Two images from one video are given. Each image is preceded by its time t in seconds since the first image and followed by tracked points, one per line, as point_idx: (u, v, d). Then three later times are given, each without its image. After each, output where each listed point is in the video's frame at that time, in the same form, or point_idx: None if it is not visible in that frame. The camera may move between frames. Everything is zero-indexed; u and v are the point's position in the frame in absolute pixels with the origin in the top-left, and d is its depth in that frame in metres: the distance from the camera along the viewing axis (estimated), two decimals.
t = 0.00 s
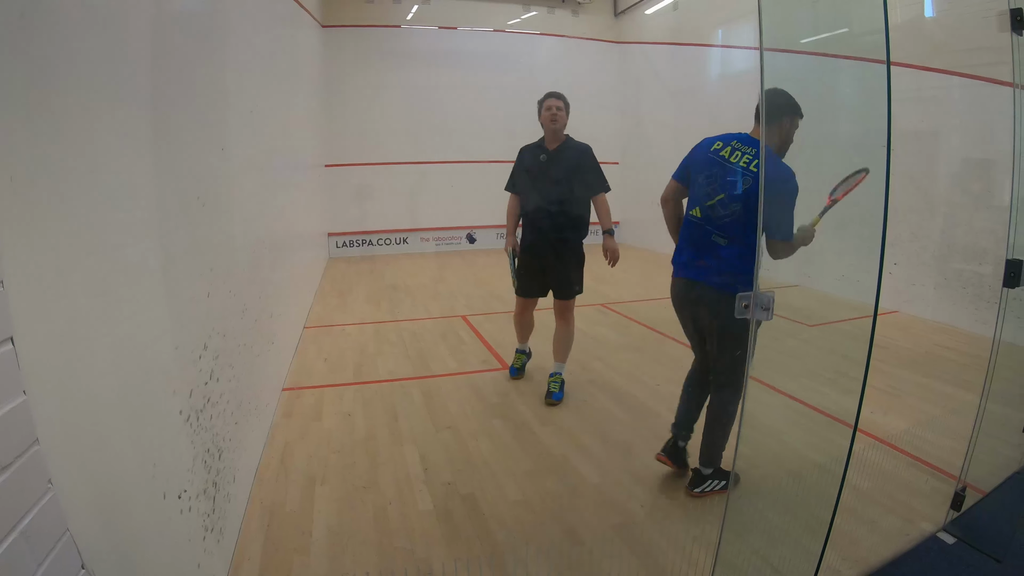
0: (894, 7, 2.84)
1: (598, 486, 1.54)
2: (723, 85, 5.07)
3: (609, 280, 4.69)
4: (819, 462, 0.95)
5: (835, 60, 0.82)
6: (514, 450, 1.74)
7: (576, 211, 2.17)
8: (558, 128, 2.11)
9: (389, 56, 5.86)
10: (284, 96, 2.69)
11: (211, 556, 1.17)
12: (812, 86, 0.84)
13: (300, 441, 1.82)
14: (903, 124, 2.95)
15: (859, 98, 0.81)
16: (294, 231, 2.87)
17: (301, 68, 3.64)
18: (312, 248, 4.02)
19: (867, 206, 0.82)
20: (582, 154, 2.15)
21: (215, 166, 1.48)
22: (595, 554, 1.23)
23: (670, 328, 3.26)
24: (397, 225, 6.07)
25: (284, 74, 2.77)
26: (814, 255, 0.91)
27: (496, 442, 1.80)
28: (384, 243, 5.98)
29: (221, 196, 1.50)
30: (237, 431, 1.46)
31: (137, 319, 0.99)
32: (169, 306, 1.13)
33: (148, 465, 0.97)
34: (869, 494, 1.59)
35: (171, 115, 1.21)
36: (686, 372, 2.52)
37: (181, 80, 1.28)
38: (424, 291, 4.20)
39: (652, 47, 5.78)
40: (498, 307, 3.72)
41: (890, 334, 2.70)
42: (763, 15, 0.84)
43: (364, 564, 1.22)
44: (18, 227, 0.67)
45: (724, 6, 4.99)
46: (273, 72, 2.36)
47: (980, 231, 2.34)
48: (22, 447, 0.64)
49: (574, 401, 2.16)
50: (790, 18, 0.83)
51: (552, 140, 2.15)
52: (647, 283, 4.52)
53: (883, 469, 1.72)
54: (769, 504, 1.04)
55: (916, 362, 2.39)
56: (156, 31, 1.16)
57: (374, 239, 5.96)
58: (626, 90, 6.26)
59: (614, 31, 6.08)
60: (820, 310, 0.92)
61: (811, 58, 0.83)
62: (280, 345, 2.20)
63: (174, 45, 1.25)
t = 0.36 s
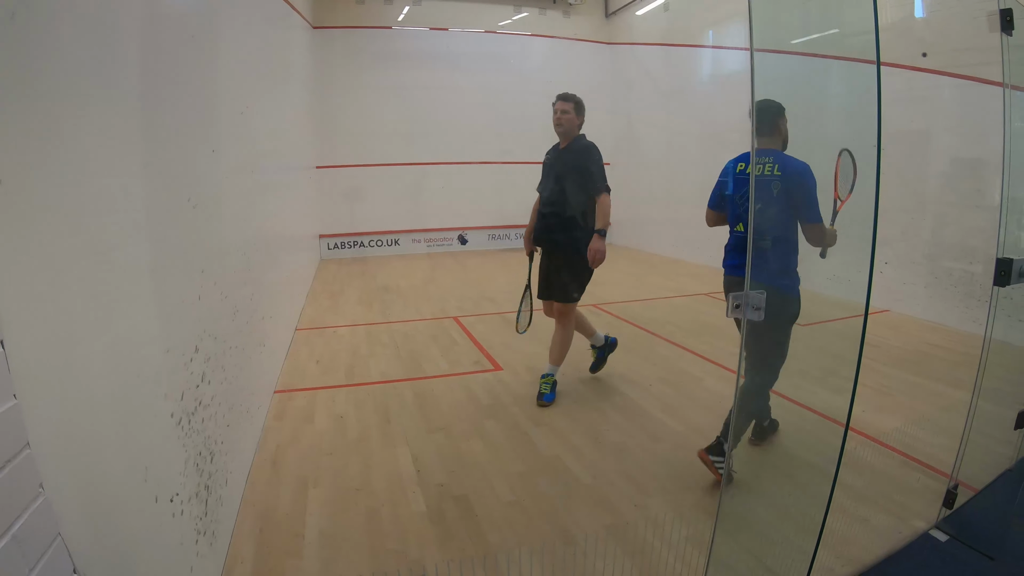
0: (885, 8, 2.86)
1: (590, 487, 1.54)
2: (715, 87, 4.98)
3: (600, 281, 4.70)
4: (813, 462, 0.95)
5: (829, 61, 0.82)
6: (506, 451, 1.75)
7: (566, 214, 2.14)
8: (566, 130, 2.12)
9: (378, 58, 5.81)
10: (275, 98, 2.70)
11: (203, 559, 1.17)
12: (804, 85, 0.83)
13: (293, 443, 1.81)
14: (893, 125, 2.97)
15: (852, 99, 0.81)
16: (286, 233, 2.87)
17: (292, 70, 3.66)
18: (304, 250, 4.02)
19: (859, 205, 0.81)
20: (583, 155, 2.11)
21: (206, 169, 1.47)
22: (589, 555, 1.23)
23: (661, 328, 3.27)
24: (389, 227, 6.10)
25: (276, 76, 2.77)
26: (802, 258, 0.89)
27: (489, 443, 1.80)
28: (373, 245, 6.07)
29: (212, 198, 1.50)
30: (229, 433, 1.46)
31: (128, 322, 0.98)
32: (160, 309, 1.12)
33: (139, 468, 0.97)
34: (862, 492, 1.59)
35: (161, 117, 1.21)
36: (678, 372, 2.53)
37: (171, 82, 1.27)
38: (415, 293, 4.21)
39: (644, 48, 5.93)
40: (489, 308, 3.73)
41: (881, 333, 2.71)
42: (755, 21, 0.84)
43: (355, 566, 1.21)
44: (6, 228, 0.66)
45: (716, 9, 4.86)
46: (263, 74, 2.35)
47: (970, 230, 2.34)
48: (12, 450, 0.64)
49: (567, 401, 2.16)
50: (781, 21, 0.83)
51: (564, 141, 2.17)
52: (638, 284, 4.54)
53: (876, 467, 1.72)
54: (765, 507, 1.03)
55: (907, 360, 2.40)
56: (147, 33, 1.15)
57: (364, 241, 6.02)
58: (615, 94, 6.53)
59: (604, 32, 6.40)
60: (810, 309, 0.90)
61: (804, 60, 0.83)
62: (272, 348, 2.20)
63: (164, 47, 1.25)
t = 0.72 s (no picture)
0: (869, 9, 2.87)
1: (577, 487, 1.54)
2: (697, 87, 5.10)
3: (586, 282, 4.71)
4: (798, 461, 0.92)
5: (812, 61, 0.80)
6: (493, 452, 1.75)
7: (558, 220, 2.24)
8: (565, 143, 2.17)
9: (364, 59, 5.80)
10: (259, 100, 2.69)
11: (190, 564, 1.16)
12: (789, 85, 0.83)
13: (279, 446, 1.80)
14: (876, 125, 3.00)
15: (836, 100, 0.79)
16: (270, 235, 2.85)
17: (277, 71, 3.64)
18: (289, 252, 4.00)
19: (844, 207, 0.80)
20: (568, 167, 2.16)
21: (189, 170, 1.46)
22: (575, 554, 1.23)
23: (647, 328, 3.29)
24: (373, 229, 6.07)
25: (260, 77, 2.76)
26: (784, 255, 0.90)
27: (476, 445, 1.80)
28: (359, 247, 6.03)
29: (195, 200, 1.49)
30: (215, 437, 1.45)
31: (112, 325, 0.98)
32: (144, 312, 1.11)
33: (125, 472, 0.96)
34: (847, 489, 1.61)
35: (145, 119, 1.20)
36: (664, 372, 2.54)
37: (154, 84, 1.26)
38: (401, 294, 4.20)
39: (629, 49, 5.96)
40: (475, 309, 3.74)
41: (865, 331, 2.74)
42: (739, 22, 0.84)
43: (343, 569, 1.21)
44: None
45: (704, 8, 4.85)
46: (246, 75, 2.34)
47: (952, 229, 2.36)
48: None
49: (552, 402, 2.17)
50: (766, 21, 0.83)
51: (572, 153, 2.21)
52: (624, 284, 4.56)
53: (860, 464, 1.74)
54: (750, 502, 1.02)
55: (889, 358, 2.43)
56: (130, 34, 1.14)
57: (349, 242, 5.98)
58: (598, 94, 6.62)
59: (587, 33, 6.47)
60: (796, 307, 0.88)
61: (788, 60, 0.82)
62: (257, 350, 2.19)
63: (146, 48, 1.23)
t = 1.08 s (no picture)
0: (848, 10, 2.90)
1: (561, 487, 1.54)
2: (679, 87, 5.19)
3: (567, 282, 4.71)
4: (780, 457, 0.90)
5: (791, 62, 0.79)
6: (476, 454, 1.75)
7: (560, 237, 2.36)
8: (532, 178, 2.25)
9: (345, 59, 5.80)
10: (240, 101, 2.67)
11: (173, 570, 1.15)
12: (769, 84, 0.82)
13: (261, 450, 1.79)
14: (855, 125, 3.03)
15: (816, 100, 0.76)
16: (250, 237, 2.84)
17: (257, 71, 3.63)
18: (269, 255, 3.98)
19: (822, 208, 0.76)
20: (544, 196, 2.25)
21: (169, 172, 1.45)
22: (559, 555, 1.23)
23: (629, 327, 3.31)
24: (354, 230, 6.05)
25: (240, 78, 2.74)
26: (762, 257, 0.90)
27: (459, 446, 1.80)
28: (340, 248, 6.01)
29: (175, 202, 1.48)
30: (196, 441, 1.44)
31: (91, 329, 0.96)
32: (123, 316, 1.10)
33: (105, 477, 0.94)
34: (828, 486, 1.62)
35: (124, 119, 1.18)
36: (646, 371, 2.55)
37: (134, 84, 1.25)
38: (381, 296, 4.20)
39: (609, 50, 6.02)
40: (456, 311, 3.74)
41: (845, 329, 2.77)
42: (722, 24, 0.86)
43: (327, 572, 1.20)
44: None
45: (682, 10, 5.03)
46: (226, 76, 2.33)
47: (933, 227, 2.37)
48: None
49: (535, 403, 2.17)
50: (748, 22, 0.84)
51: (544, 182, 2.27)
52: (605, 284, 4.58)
53: (841, 461, 1.76)
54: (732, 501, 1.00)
55: (868, 355, 2.45)
56: (110, 35, 1.13)
57: (330, 244, 5.96)
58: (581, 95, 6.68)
59: (569, 35, 6.45)
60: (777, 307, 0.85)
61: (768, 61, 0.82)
62: (238, 354, 2.17)
63: (127, 48, 1.22)
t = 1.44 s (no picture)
0: (831, 10, 2.92)
1: (547, 487, 1.55)
2: (661, 88, 5.23)
3: (551, 283, 4.73)
4: (765, 454, 0.93)
5: (774, 62, 0.79)
6: (462, 455, 1.75)
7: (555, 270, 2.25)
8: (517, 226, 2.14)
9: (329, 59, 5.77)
10: (222, 102, 2.66)
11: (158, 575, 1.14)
12: (750, 85, 0.82)
13: (246, 453, 1.78)
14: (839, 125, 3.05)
15: (798, 99, 0.78)
16: (233, 239, 2.82)
17: (239, 72, 3.61)
18: (253, 257, 3.96)
19: (806, 205, 0.78)
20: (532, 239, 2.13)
21: (151, 175, 1.43)
22: (546, 555, 1.23)
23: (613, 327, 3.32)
24: (337, 231, 6.05)
25: (223, 80, 2.72)
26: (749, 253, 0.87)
27: (445, 448, 1.80)
28: (323, 249, 6.02)
29: (158, 206, 1.46)
30: (181, 445, 1.42)
31: (74, 333, 0.95)
32: (106, 319, 1.09)
33: (90, 484, 0.93)
34: (813, 482, 1.64)
35: (105, 121, 1.17)
36: (632, 370, 2.56)
37: (114, 86, 1.23)
38: (365, 297, 4.20)
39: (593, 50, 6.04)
40: (440, 311, 3.74)
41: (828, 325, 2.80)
42: (701, 23, 0.84)
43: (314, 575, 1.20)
44: None
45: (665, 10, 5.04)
46: (209, 77, 2.31)
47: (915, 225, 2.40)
48: None
49: (521, 403, 2.17)
50: (728, 23, 0.83)
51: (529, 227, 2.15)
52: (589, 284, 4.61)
53: (825, 457, 1.77)
54: (718, 499, 1.01)
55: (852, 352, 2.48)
56: (91, 35, 1.12)
57: (313, 245, 5.97)
58: (564, 94, 6.69)
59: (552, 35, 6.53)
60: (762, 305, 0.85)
61: (750, 61, 0.82)
62: (222, 356, 2.15)
63: (107, 49, 1.21)
